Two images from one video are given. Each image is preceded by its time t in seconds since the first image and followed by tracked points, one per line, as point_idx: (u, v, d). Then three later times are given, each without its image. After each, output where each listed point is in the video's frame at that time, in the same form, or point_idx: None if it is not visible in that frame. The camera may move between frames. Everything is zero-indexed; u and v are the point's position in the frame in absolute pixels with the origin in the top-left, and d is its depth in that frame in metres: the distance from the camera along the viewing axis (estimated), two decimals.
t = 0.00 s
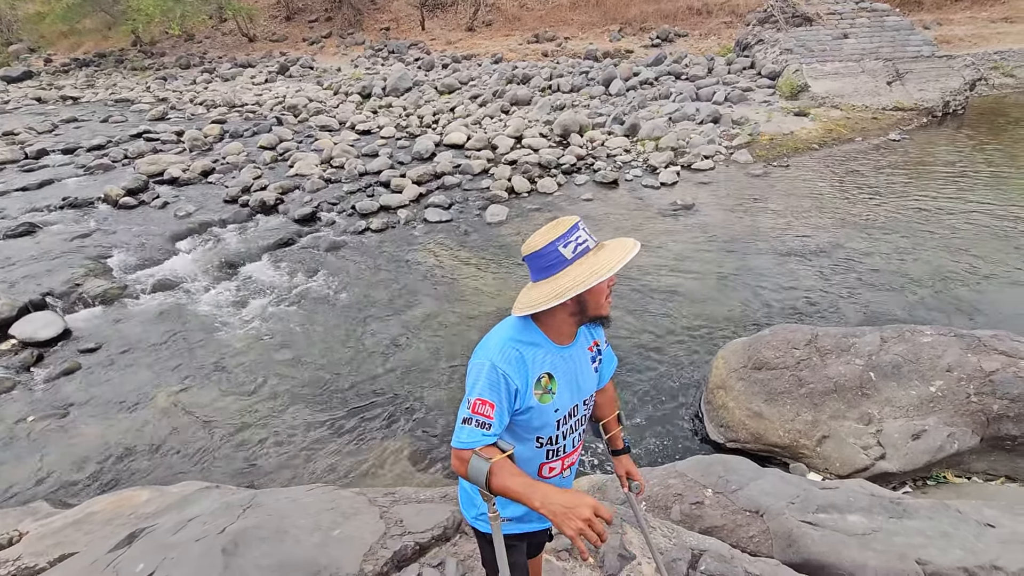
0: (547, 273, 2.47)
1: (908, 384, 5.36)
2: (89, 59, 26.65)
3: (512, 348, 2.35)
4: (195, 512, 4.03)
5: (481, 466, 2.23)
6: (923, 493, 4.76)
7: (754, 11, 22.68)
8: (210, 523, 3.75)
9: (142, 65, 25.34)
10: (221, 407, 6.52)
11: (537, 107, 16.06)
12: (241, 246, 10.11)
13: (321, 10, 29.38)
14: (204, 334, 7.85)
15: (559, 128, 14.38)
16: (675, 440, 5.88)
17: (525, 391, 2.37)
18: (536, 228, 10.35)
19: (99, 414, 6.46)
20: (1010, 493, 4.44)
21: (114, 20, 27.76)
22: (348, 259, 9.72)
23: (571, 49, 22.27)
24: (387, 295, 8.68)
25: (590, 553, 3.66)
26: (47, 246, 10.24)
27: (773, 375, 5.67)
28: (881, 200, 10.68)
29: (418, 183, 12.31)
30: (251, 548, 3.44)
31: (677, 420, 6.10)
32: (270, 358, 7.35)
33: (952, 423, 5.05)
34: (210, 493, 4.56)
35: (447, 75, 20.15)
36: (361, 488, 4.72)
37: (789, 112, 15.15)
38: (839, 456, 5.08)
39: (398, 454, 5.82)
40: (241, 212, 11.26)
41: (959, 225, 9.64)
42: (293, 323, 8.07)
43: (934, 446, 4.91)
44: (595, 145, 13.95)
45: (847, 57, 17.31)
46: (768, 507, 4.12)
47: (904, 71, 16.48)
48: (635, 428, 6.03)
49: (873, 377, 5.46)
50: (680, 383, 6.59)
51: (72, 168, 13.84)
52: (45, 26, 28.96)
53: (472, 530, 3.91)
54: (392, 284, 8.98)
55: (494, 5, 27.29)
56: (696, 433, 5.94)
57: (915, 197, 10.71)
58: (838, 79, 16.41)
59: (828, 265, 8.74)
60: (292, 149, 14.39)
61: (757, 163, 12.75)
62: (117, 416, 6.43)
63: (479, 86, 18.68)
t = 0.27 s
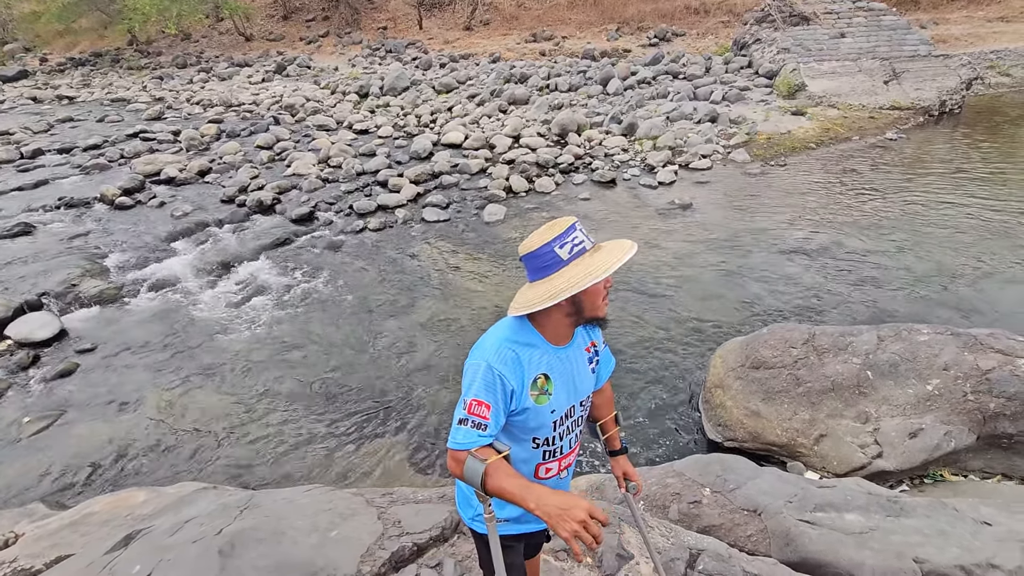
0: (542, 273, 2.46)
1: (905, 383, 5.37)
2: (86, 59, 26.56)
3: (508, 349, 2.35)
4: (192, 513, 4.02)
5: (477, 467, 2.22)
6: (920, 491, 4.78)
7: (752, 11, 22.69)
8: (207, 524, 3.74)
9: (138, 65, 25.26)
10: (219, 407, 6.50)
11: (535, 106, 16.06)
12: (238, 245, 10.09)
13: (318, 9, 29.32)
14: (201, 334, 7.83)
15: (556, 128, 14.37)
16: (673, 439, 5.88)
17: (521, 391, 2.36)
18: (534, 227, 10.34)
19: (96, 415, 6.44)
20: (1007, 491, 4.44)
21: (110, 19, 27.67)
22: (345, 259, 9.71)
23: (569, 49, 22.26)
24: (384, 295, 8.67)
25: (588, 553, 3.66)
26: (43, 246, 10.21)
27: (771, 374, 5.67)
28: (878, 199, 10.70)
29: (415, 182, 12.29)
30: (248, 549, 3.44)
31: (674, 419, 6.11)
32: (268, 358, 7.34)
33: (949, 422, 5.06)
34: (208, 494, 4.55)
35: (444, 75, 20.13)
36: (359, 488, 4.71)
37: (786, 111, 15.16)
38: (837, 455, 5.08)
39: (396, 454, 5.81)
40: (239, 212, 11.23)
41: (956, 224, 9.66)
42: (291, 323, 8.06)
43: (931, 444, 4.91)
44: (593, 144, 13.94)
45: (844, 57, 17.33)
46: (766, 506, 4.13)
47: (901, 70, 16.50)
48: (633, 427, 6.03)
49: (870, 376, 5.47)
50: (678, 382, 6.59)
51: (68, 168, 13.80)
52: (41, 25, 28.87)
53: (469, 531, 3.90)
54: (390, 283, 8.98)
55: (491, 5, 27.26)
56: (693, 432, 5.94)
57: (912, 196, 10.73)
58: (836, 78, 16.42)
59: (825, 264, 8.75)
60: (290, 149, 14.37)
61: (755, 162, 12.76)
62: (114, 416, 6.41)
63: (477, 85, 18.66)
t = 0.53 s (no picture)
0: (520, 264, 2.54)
1: (904, 382, 5.37)
2: (82, 59, 26.49)
3: (506, 349, 2.34)
4: (190, 515, 4.00)
5: (476, 468, 2.21)
6: (918, 490, 4.78)
7: (749, 10, 22.71)
8: (205, 526, 3.72)
9: (135, 65, 25.20)
10: (217, 408, 6.49)
11: (533, 106, 16.05)
12: (236, 246, 10.07)
13: (315, 9, 29.30)
14: (199, 335, 7.82)
15: (555, 127, 14.37)
16: (671, 438, 5.88)
17: (520, 391, 2.35)
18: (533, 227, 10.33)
19: (93, 416, 6.43)
20: (1005, 490, 4.45)
21: (107, 19, 27.62)
22: (344, 259, 9.69)
23: (567, 48, 22.26)
24: (383, 295, 8.66)
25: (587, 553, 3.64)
26: (41, 247, 10.18)
27: (770, 373, 5.67)
28: (875, 198, 10.71)
29: (414, 182, 12.27)
30: (246, 551, 3.43)
31: (673, 419, 6.11)
32: (265, 359, 7.33)
33: (948, 420, 5.06)
34: (206, 495, 4.53)
35: (442, 74, 20.11)
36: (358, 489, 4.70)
37: (784, 110, 15.17)
38: (836, 454, 5.08)
39: (394, 455, 5.80)
40: (236, 212, 11.21)
41: (954, 222, 9.67)
42: (289, 323, 8.05)
43: (929, 443, 4.91)
44: (591, 144, 13.94)
45: (842, 56, 17.35)
46: (765, 505, 4.12)
47: (899, 70, 16.52)
48: (632, 427, 6.02)
49: (869, 375, 5.47)
50: (676, 382, 6.59)
51: (65, 168, 13.76)
52: (38, 25, 28.80)
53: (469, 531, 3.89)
54: (388, 283, 8.97)
55: (489, 4, 27.24)
56: (692, 431, 5.94)
57: (909, 195, 10.74)
58: (833, 77, 16.44)
59: (823, 263, 8.75)
60: (288, 148, 14.34)
61: (753, 162, 12.76)
62: (111, 417, 6.39)
63: (475, 85, 18.65)
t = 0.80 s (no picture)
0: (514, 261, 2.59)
1: (903, 380, 5.37)
2: (79, 59, 26.44)
3: (504, 349, 2.33)
4: (189, 517, 3.99)
5: (476, 470, 2.20)
6: (918, 488, 4.78)
7: (747, 9, 22.72)
8: (203, 528, 3.71)
9: (132, 65, 25.15)
10: (215, 409, 6.47)
11: (531, 105, 16.04)
12: (234, 246, 10.05)
13: (313, 9, 29.27)
14: (197, 335, 7.80)
15: (553, 127, 14.36)
16: (671, 437, 5.87)
17: (518, 392, 2.34)
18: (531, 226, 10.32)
19: (91, 417, 6.41)
20: (1004, 488, 4.45)
21: (104, 19, 27.56)
22: (342, 259, 9.68)
23: (565, 48, 22.25)
24: (381, 295, 8.65)
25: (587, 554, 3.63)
26: (38, 247, 10.16)
27: (769, 372, 5.67)
28: (873, 197, 10.71)
29: (412, 182, 12.26)
30: (245, 553, 3.41)
31: (672, 418, 6.10)
32: (263, 359, 7.31)
33: (947, 419, 5.05)
34: (204, 497, 4.52)
35: (440, 74, 20.09)
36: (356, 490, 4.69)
37: (782, 109, 15.17)
38: (835, 453, 5.08)
39: (393, 455, 5.79)
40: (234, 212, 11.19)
41: (952, 221, 9.67)
42: (287, 324, 8.03)
43: (928, 441, 4.91)
44: (589, 143, 13.93)
45: (839, 55, 17.36)
46: (765, 504, 4.12)
47: (896, 68, 16.53)
48: (631, 426, 6.02)
49: (867, 374, 5.47)
50: (675, 381, 6.58)
51: (62, 169, 13.73)
52: (35, 25, 28.74)
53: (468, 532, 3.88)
54: (387, 283, 8.95)
55: (487, 4, 27.21)
56: (692, 430, 5.93)
57: (907, 194, 10.74)
58: (831, 76, 16.45)
59: (820, 262, 8.75)
60: (285, 148, 14.32)
61: (751, 160, 12.76)
62: (109, 419, 6.37)
63: (473, 84, 18.64)
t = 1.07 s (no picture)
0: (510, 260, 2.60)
1: (901, 379, 5.37)
2: (76, 59, 26.39)
3: (499, 351, 2.33)
4: (187, 518, 3.98)
5: (471, 473, 2.19)
6: (915, 486, 4.78)
7: (745, 8, 22.73)
8: (201, 531, 3.70)
9: (129, 65, 25.10)
10: (213, 410, 6.46)
11: (529, 105, 16.04)
12: (232, 247, 10.04)
13: (310, 8, 29.25)
14: (196, 336, 7.79)
15: (551, 126, 14.36)
16: (670, 437, 5.87)
17: (513, 393, 2.34)
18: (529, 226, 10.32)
19: (88, 419, 6.39)
20: (1002, 486, 4.45)
21: (101, 19, 27.50)
22: (340, 259, 9.67)
23: (563, 47, 22.24)
24: (380, 295, 8.64)
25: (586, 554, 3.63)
26: (35, 248, 10.14)
27: (767, 371, 5.66)
28: (871, 196, 10.71)
29: (410, 182, 12.24)
30: (242, 556, 3.41)
31: (671, 417, 6.10)
32: (262, 360, 7.30)
33: (945, 417, 5.06)
34: (203, 498, 4.51)
35: (438, 73, 20.07)
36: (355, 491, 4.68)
37: (780, 108, 15.17)
38: (833, 451, 5.08)
39: (392, 456, 5.79)
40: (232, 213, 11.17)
41: (950, 219, 9.68)
42: (285, 324, 8.03)
43: (927, 440, 4.92)
44: (587, 142, 13.93)
45: (837, 53, 17.37)
46: (764, 504, 4.12)
47: (894, 67, 16.54)
48: (630, 426, 6.02)
49: (866, 372, 5.47)
50: (674, 380, 6.58)
51: (60, 169, 13.71)
52: (32, 26, 28.72)
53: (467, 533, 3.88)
54: (385, 283, 8.94)
55: (485, 3, 27.19)
56: (690, 430, 5.94)
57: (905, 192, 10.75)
58: (829, 75, 16.46)
59: (819, 261, 8.76)
60: (283, 149, 14.29)
61: (749, 159, 12.77)
62: (107, 420, 6.36)
63: (471, 84, 18.63)
